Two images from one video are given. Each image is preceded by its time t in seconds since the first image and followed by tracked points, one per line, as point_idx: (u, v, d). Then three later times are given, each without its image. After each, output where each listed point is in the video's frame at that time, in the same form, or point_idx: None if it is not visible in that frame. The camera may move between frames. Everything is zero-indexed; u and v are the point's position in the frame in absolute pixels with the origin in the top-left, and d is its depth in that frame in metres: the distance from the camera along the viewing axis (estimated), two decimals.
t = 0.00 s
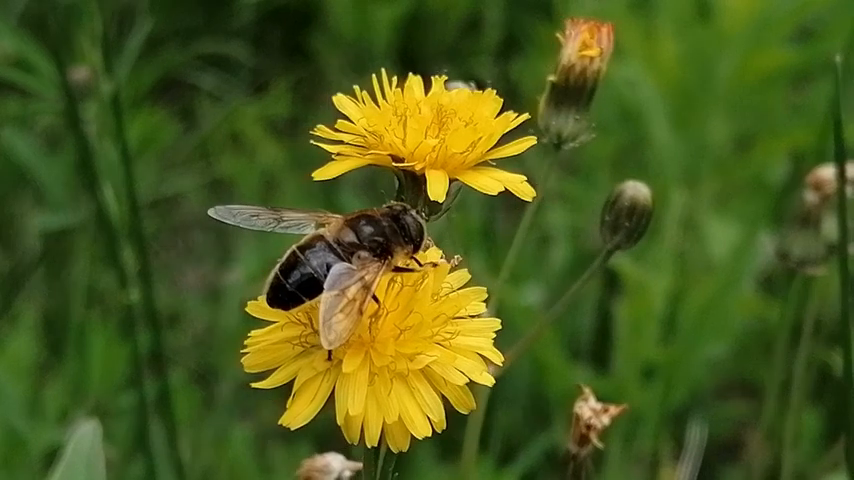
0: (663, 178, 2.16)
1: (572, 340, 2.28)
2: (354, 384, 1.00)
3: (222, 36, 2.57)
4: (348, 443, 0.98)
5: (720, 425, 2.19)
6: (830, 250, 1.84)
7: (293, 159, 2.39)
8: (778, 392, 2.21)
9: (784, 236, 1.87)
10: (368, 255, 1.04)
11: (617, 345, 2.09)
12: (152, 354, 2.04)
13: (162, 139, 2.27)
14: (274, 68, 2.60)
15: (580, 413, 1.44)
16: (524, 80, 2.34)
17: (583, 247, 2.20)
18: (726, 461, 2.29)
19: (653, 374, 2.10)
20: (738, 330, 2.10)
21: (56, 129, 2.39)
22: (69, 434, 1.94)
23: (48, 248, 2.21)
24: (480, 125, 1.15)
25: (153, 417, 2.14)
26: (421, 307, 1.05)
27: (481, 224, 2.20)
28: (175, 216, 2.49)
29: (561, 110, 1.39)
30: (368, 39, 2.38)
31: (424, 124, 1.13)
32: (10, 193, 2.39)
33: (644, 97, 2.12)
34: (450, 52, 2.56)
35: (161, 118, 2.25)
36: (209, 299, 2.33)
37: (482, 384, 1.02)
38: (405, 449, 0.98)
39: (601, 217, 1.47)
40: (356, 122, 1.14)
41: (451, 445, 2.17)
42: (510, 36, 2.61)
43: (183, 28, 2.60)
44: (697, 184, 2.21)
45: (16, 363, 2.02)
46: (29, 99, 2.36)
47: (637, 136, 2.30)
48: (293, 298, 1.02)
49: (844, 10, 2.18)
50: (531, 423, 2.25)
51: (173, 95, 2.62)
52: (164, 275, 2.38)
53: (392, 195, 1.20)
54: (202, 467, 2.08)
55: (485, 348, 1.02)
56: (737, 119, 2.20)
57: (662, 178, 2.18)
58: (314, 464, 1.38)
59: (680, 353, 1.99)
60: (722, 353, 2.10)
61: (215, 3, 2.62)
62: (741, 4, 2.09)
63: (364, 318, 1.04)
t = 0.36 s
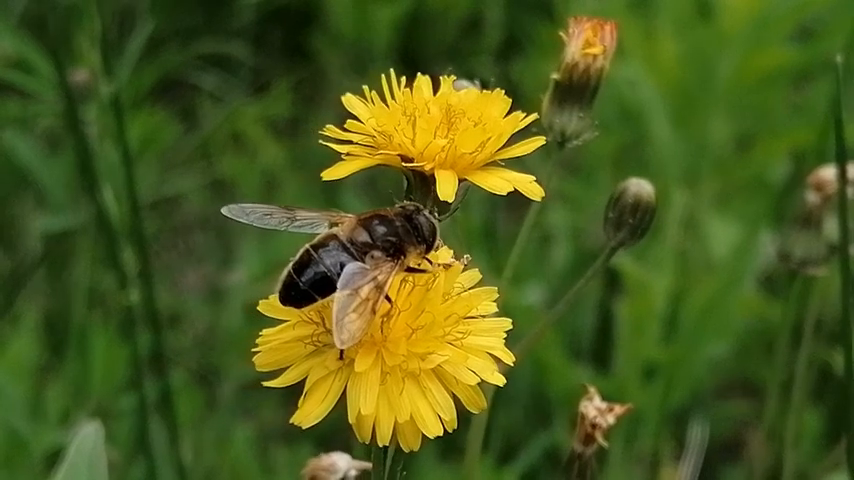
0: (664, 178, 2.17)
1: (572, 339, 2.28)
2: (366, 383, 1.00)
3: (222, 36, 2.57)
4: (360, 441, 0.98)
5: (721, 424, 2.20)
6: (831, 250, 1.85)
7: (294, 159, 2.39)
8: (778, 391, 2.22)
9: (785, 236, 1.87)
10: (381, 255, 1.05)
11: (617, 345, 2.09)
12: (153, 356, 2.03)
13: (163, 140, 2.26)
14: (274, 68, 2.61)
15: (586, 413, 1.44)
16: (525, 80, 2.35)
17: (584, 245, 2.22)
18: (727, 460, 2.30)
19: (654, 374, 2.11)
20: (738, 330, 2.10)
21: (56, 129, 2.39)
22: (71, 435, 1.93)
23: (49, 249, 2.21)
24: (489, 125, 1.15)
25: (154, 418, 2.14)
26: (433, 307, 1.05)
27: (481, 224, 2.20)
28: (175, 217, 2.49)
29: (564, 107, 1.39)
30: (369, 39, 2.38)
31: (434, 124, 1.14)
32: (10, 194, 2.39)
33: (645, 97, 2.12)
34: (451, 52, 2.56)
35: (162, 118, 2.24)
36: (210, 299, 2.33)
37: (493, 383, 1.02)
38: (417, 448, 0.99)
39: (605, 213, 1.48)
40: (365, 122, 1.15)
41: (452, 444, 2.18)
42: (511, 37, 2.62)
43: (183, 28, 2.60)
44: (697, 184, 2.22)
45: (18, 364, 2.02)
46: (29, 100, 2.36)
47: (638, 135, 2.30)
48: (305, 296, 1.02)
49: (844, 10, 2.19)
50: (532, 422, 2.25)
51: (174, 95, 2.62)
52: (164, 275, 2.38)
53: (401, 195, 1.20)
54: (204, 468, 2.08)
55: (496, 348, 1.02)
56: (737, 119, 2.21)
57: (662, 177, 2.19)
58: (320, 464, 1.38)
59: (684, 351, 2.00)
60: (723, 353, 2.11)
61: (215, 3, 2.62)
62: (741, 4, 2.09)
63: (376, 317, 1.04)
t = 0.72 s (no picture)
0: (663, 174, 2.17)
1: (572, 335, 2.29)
2: (369, 372, 1.00)
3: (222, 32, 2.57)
4: (363, 431, 0.98)
5: (720, 420, 2.20)
6: (828, 245, 1.85)
7: (294, 155, 2.40)
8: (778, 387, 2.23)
9: (783, 231, 1.88)
10: (385, 244, 1.05)
11: (617, 341, 2.08)
12: (152, 350, 2.03)
13: (162, 136, 2.26)
14: (275, 64, 2.61)
15: (586, 407, 1.45)
16: (525, 77, 2.35)
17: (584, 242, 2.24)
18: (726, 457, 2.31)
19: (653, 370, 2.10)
20: (737, 325, 2.11)
21: (55, 125, 2.39)
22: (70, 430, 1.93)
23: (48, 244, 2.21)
24: (494, 117, 1.16)
25: (153, 412, 2.14)
26: (437, 297, 1.06)
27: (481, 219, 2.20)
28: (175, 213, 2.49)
29: (568, 102, 1.39)
30: (369, 36, 2.38)
31: (438, 115, 1.14)
32: (10, 190, 2.39)
33: (645, 94, 2.13)
34: (451, 48, 2.57)
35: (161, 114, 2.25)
36: (210, 295, 2.34)
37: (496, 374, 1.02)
38: (420, 437, 0.99)
39: (608, 209, 1.48)
40: (370, 114, 1.15)
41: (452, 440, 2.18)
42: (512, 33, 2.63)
43: (184, 24, 2.60)
44: (697, 179, 2.22)
45: (17, 359, 2.02)
46: (29, 96, 2.36)
47: (637, 132, 2.30)
48: (310, 285, 1.02)
49: (845, 7, 2.20)
50: (532, 418, 2.25)
51: (174, 91, 2.63)
52: (164, 271, 2.38)
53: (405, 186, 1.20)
54: (203, 464, 2.08)
55: (499, 338, 1.03)
56: (737, 115, 2.21)
57: (662, 173, 2.19)
58: (321, 457, 1.38)
59: (683, 347, 2.00)
60: (722, 349, 2.11)
61: None
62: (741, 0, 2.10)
63: (380, 307, 1.04)
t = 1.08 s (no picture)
0: (659, 175, 2.18)
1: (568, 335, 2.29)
2: (369, 376, 1.00)
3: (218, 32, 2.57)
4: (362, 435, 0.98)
5: (717, 420, 2.20)
6: (824, 244, 1.85)
7: (289, 155, 2.39)
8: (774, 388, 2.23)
9: (778, 230, 1.87)
10: (385, 248, 1.05)
11: (613, 341, 2.08)
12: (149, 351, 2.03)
13: (158, 135, 2.26)
14: (271, 63, 2.61)
15: (584, 408, 1.45)
16: (521, 77, 2.36)
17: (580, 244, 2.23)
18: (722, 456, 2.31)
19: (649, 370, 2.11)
20: (733, 326, 2.11)
21: (51, 124, 2.38)
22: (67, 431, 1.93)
23: (44, 244, 2.21)
24: (492, 119, 1.15)
25: (149, 412, 2.14)
26: (436, 300, 1.05)
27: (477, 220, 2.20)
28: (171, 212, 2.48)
29: (567, 104, 1.39)
30: (364, 36, 2.38)
31: (437, 117, 1.14)
32: (5, 189, 2.38)
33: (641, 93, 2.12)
34: (447, 48, 2.58)
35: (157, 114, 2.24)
36: (206, 295, 2.33)
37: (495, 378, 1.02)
38: (419, 441, 0.99)
39: (606, 211, 1.48)
40: (368, 115, 1.15)
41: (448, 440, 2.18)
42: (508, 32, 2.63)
43: (180, 24, 2.60)
44: (692, 179, 2.22)
45: (13, 359, 2.01)
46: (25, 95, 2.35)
47: (634, 131, 2.30)
48: (309, 288, 1.02)
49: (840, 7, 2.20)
50: (528, 419, 2.25)
51: (170, 90, 2.63)
52: (160, 271, 2.38)
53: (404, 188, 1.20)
54: (200, 464, 2.07)
55: (499, 342, 1.03)
56: (732, 115, 2.21)
57: (657, 173, 2.19)
58: (318, 458, 1.37)
59: (679, 346, 2.00)
60: (718, 349, 2.11)
61: None
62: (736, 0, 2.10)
63: (379, 311, 1.04)
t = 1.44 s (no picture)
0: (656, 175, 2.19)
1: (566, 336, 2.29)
2: (363, 386, 1.00)
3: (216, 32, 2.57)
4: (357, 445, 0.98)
5: (714, 420, 2.20)
6: (823, 246, 1.85)
7: (287, 156, 2.39)
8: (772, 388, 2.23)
9: (777, 231, 1.87)
10: (379, 257, 1.04)
11: (611, 343, 2.07)
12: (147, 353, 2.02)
13: (156, 136, 2.25)
14: (268, 64, 2.61)
15: (581, 412, 1.45)
16: (519, 77, 2.35)
17: (577, 244, 2.26)
18: (719, 457, 2.31)
19: (647, 370, 2.10)
20: (730, 327, 2.10)
21: (48, 126, 2.38)
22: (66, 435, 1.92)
23: (42, 246, 2.20)
24: (489, 124, 1.15)
25: (147, 414, 2.13)
26: (431, 309, 1.05)
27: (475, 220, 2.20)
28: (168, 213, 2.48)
29: (563, 106, 1.38)
30: (362, 36, 2.38)
31: (433, 122, 1.14)
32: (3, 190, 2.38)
33: (639, 95, 2.12)
34: (445, 49, 2.57)
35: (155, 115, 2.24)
36: (204, 296, 2.33)
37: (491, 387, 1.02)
38: (414, 452, 0.99)
39: (602, 213, 1.48)
40: (363, 121, 1.15)
41: (446, 442, 2.18)
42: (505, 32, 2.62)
43: (179, 23, 2.58)
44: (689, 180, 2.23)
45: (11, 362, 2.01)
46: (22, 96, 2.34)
47: (630, 132, 2.30)
48: (303, 298, 1.02)
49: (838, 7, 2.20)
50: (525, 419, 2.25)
51: (168, 91, 2.63)
52: (157, 272, 2.38)
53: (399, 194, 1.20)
54: (198, 466, 2.07)
55: (494, 351, 1.02)
56: (729, 114, 2.20)
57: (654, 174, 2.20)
58: (314, 463, 1.37)
59: (677, 347, 2.00)
60: (716, 349, 2.11)
61: None
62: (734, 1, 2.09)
63: (374, 320, 1.04)
